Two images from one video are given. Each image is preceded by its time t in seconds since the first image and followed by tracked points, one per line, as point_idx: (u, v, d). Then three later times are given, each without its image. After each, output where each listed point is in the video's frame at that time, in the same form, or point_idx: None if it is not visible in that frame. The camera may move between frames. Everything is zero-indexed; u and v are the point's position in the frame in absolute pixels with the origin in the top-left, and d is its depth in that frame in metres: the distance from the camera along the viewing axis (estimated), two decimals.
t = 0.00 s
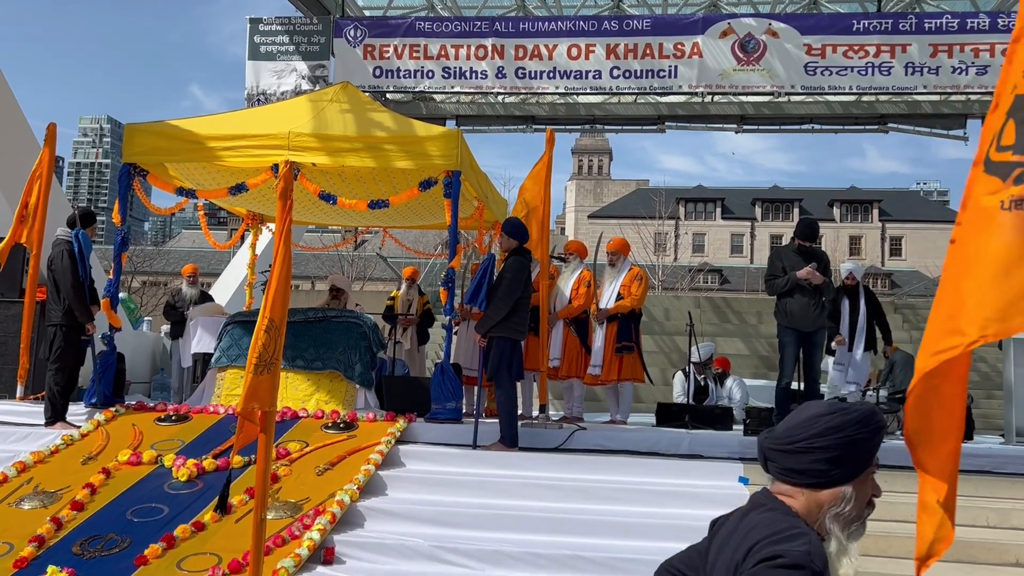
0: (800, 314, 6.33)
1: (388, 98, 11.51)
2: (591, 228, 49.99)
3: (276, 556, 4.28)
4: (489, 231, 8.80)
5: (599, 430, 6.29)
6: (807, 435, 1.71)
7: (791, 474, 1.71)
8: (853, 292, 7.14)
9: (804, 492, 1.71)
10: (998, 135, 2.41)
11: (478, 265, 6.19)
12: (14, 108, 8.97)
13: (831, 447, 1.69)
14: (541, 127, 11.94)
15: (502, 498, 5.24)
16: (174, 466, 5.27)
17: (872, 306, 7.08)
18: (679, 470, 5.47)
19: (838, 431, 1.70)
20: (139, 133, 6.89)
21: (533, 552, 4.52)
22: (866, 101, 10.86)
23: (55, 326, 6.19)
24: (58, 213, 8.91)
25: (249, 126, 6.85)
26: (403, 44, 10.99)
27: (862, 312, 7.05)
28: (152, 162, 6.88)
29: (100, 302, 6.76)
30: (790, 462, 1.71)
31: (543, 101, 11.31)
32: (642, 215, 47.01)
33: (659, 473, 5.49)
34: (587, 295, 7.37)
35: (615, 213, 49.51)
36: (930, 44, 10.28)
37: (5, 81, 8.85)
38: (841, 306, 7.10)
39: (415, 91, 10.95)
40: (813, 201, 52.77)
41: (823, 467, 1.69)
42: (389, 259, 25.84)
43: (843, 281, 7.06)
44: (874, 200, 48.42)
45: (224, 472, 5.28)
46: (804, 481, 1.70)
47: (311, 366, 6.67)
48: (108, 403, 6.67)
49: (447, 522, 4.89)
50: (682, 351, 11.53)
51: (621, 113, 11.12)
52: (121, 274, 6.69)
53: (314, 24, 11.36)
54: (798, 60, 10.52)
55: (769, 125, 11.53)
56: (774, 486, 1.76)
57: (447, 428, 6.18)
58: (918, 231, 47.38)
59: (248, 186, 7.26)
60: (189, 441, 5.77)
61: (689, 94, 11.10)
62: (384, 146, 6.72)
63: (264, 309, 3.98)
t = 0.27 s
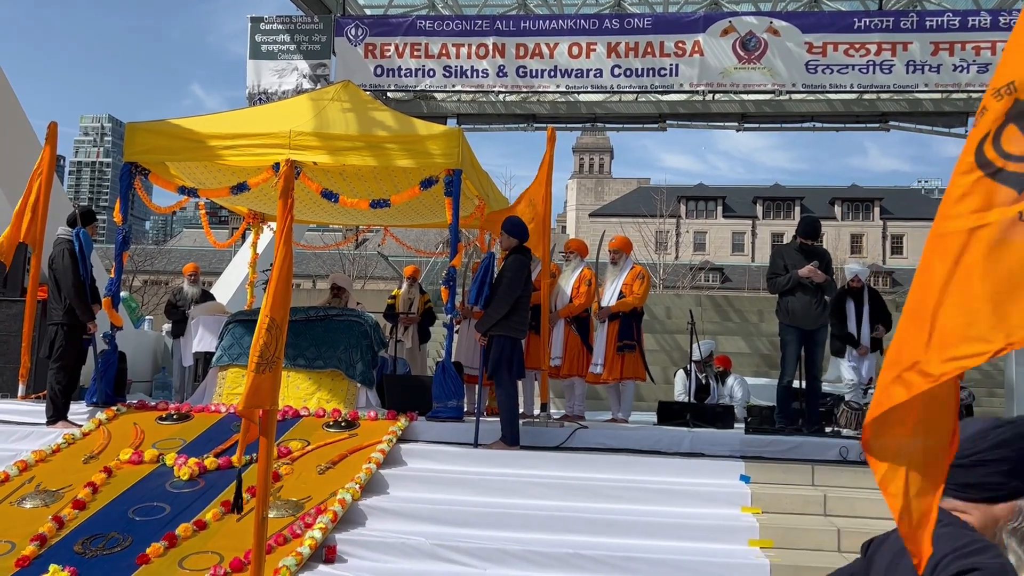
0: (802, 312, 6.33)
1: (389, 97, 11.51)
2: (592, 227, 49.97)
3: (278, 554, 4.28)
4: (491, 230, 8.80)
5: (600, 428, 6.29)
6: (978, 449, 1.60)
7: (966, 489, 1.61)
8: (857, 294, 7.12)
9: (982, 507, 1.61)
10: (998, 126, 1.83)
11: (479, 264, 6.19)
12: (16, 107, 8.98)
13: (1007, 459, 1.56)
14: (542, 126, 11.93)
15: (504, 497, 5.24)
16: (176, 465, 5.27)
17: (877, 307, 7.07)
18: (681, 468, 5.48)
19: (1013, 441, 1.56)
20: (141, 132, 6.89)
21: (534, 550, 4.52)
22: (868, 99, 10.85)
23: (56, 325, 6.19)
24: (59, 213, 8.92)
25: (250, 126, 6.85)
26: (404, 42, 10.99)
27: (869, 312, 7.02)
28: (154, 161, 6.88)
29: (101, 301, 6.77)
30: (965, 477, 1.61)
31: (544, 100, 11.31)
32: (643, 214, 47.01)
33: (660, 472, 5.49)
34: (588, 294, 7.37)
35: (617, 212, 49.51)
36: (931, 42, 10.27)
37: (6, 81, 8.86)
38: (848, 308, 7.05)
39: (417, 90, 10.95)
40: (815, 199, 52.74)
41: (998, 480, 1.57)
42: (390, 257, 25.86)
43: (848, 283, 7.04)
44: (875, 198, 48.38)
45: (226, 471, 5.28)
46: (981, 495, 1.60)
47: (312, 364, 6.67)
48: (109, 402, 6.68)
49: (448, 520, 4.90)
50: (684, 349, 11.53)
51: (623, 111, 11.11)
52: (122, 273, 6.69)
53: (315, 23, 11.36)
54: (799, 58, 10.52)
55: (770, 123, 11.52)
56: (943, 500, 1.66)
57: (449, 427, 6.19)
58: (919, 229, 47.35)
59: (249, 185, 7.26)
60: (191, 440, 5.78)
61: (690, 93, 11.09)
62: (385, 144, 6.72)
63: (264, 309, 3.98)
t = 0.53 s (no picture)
0: (803, 311, 6.32)
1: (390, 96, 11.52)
2: (593, 226, 49.96)
3: (280, 553, 4.28)
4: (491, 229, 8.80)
5: (601, 427, 6.29)
6: None
7: None
8: (861, 314, 7.09)
9: None
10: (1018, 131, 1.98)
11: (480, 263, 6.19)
12: (17, 107, 8.98)
13: None
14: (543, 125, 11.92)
15: (505, 496, 5.25)
16: (177, 464, 5.28)
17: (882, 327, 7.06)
18: (682, 467, 5.48)
19: None
20: (142, 131, 6.89)
21: (536, 549, 4.52)
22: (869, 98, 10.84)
23: (57, 324, 6.19)
24: (60, 212, 8.92)
25: (250, 125, 6.85)
26: (405, 41, 10.99)
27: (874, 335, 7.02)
28: (155, 160, 6.88)
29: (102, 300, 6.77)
30: None
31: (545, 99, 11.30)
32: (644, 213, 47.00)
33: (661, 471, 5.49)
34: (588, 293, 7.37)
35: (617, 211, 49.50)
36: (932, 41, 10.27)
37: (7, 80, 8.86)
38: (852, 328, 7.06)
39: (418, 89, 10.95)
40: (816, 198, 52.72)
41: None
42: (391, 256, 25.86)
43: (853, 305, 6.99)
44: (876, 197, 48.35)
45: (227, 470, 5.29)
46: None
47: (313, 363, 6.67)
48: (111, 401, 6.68)
49: (449, 519, 4.90)
50: (684, 348, 11.54)
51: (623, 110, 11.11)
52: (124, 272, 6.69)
53: (316, 22, 11.36)
54: (800, 56, 10.51)
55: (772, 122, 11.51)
56: None
57: (450, 426, 6.19)
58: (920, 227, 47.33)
59: (251, 185, 7.26)
60: (192, 439, 5.79)
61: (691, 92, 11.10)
62: (386, 143, 6.72)
63: (265, 308, 3.98)
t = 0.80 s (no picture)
0: (804, 310, 6.32)
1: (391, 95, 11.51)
2: (594, 225, 49.94)
3: (281, 552, 4.28)
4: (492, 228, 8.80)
5: (602, 426, 6.29)
6: None
7: None
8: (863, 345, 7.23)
9: None
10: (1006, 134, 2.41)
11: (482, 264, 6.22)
12: (17, 106, 8.98)
13: None
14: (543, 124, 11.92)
15: (506, 494, 5.25)
16: (178, 463, 5.28)
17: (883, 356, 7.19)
18: (682, 466, 5.48)
19: None
20: (142, 131, 6.89)
21: (536, 547, 4.51)
22: (870, 96, 10.83)
23: (58, 323, 6.19)
24: (61, 212, 8.93)
25: (251, 124, 6.85)
26: (406, 41, 10.99)
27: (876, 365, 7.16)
28: (155, 160, 6.88)
29: (103, 300, 6.78)
30: None
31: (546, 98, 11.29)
32: (645, 212, 46.98)
33: (661, 469, 5.49)
34: (589, 292, 7.37)
35: (618, 209, 49.47)
36: (933, 40, 10.27)
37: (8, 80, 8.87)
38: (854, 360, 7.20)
39: (418, 88, 10.96)
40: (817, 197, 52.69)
41: None
42: (392, 255, 25.86)
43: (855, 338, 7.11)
44: (877, 195, 48.31)
45: (228, 469, 5.29)
46: None
47: (314, 363, 6.68)
48: (112, 400, 6.69)
49: (450, 518, 4.90)
50: (685, 347, 11.54)
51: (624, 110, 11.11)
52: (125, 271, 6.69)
53: (317, 21, 11.36)
54: (801, 55, 10.51)
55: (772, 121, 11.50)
56: None
57: (451, 424, 6.19)
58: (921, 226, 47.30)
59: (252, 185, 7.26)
60: (193, 438, 5.79)
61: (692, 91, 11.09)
62: (386, 143, 6.72)
63: (266, 307, 3.98)
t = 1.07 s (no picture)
0: (804, 309, 6.32)
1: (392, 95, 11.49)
2: (594, 224, 49.94)
3: (282, 552, 4.28)
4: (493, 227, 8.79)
5: (603, 426, 6.29)
6: None
7: None
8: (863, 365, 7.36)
9: None
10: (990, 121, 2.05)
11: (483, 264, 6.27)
12: (18, 106, 8.98)
13: None
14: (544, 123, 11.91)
15: (507, 494, 5.25)
16: (179, 463, 5.28)
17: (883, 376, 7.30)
18: (683, 465, 5.48)
19: None
20: (143, 130, 6.89)
21: (537, 547, 4.51)
22: (870, 96, 10.81)
23: (59, 323, 6.19)
24: (62, 212, 8.93)
25: (251, 124, 6.85)
26: (406, 41, 10.99)
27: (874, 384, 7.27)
28: (156, 159, 6.88)
29: (104, 299, 6.78)
30: None
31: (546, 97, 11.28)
32: (645, 211, 46.98)
33: (662, 469, 5.49)
34: (589, 291, 7.36)
35: (618, 208, 49.47)
36: (933, 39, 10.27)
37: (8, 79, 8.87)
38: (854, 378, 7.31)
39: (419, 88, 10.95)
40: (817, 195, 52.68)
41: None
42: (392, 254, 25.87)
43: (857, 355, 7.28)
44: (878, 194, 48.30)
45: (229, 468, 5.29)
46: None
47: (315, 362, 6.69)
48: (112, 400, 6.69)
49: (451, 517, 4.90)
50: (686, 346, 11.55)
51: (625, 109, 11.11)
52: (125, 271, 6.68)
53: (317, 21, 11.36)
54: (801, 55, 10.51)
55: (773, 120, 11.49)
56: None
57: (451, 424, 6.19)
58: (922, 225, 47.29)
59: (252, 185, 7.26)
60: (194, 438, 5.79)
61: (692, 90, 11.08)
62: (387, 142, 6.72)
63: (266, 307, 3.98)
